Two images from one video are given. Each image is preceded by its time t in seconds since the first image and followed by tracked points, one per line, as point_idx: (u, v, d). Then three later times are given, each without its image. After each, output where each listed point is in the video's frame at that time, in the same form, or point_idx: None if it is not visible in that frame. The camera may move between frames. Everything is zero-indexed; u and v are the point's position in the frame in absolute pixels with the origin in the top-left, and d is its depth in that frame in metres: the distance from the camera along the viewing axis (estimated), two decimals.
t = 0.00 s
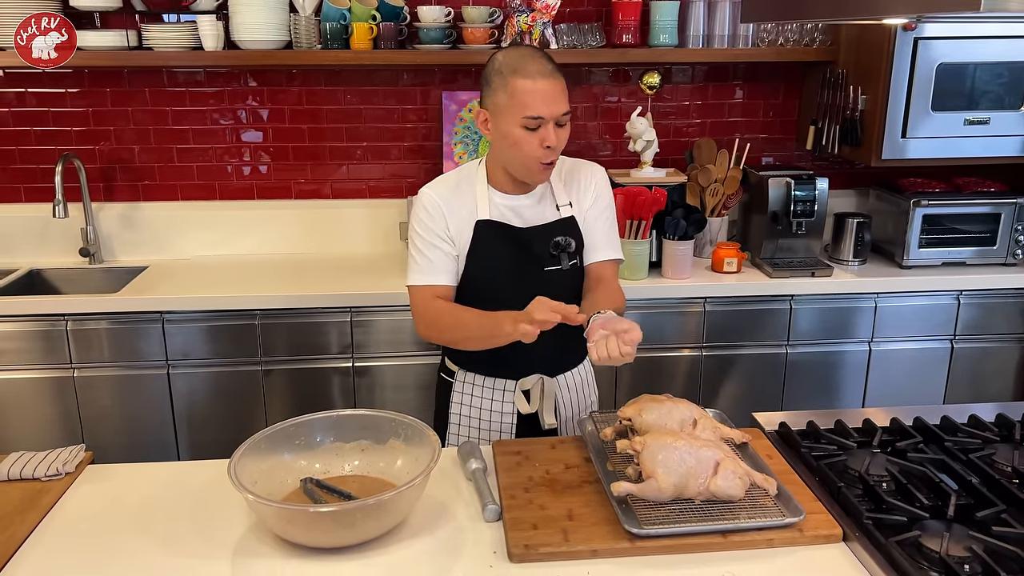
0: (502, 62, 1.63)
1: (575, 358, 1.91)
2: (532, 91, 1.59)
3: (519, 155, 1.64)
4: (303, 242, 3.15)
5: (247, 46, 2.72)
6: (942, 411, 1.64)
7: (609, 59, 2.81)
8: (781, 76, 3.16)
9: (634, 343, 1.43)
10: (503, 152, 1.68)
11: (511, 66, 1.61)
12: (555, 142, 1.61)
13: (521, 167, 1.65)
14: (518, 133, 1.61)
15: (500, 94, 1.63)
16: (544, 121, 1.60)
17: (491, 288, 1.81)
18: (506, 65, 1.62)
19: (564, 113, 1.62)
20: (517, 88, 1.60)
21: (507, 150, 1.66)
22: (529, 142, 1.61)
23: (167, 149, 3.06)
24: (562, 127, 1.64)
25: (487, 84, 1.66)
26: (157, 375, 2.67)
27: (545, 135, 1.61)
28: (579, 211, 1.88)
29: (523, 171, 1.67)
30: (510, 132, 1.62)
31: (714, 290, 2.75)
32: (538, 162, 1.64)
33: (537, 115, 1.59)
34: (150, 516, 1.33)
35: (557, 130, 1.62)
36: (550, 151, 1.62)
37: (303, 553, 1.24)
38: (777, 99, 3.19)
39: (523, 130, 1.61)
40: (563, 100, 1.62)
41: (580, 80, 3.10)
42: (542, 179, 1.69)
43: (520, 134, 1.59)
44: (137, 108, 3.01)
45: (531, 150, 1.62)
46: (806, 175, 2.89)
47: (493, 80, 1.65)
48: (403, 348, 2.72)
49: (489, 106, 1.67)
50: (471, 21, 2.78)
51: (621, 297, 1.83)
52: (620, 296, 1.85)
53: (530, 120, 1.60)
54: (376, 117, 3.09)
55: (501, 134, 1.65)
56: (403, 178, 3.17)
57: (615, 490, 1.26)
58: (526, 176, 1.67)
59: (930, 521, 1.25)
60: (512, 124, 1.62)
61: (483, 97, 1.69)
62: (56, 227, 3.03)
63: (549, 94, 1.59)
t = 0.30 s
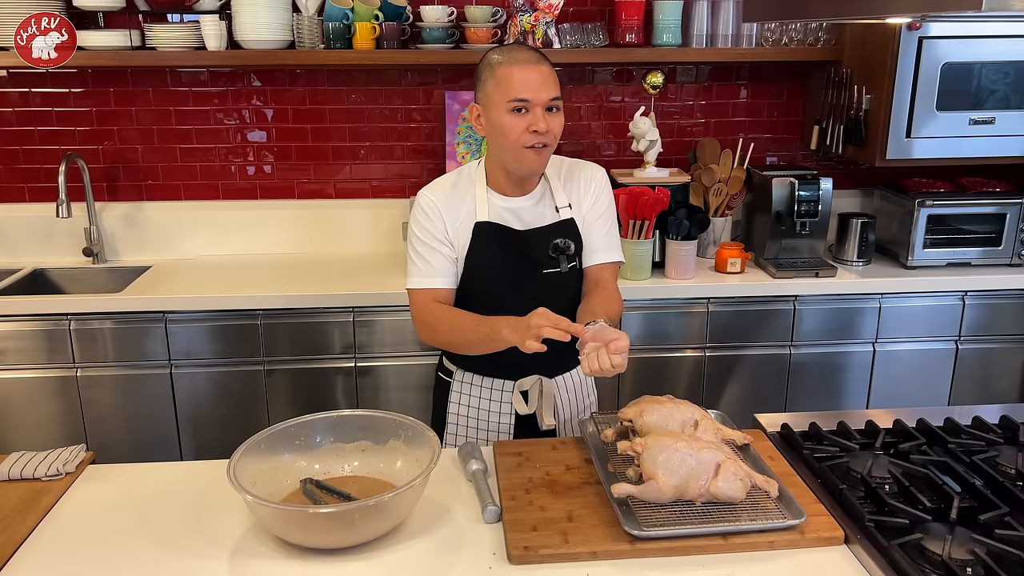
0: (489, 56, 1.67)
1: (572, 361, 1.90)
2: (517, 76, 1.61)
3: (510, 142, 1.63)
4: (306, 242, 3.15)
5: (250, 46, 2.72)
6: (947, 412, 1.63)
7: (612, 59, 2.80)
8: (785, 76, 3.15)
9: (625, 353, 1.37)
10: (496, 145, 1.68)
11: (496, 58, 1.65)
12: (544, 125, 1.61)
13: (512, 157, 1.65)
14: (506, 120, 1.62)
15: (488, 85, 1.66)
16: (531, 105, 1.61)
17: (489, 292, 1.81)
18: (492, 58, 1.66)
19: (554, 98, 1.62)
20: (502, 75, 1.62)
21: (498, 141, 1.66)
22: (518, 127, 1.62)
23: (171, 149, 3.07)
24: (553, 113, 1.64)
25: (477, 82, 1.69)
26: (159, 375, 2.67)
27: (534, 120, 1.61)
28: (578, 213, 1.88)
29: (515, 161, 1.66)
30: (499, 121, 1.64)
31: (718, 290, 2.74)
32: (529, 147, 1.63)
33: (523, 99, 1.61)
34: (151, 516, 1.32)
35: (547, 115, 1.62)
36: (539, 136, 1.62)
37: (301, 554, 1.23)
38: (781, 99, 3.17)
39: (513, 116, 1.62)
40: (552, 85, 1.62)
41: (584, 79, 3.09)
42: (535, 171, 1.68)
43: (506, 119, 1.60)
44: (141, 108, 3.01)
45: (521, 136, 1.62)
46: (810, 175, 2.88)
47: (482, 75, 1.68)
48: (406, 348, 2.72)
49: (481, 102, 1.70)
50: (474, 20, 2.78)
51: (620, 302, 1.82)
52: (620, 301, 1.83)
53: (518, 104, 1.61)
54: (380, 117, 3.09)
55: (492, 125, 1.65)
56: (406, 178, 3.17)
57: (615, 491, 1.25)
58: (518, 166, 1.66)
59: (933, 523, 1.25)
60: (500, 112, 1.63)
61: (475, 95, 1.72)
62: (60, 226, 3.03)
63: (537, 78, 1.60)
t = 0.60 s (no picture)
0: (482, 53, 1.67)
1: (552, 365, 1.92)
2: (507, 73, 1.61)
3: (495, 139, 1.63)
4: (308, 241, 3.15)
5: (251, 46, 2.72)
6: (948, 414, 1.62)
7: (615, 58, 2.80)
8: (789, 76, 3.14)
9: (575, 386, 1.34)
10: (483, 142, 1.68)
11: (489, 55, 1.65)
12: (530, 123, 1.60)
13: (497, 154, 1.65)
14: (493, 116, 1.62)
15: (478, 81, 1.66)
16: (519, 103, 1.61)
17: (473, 292, 1.82)
18: (485, 55, 1.66)
19: (543, 98, 1.62)
20: (492, 72, 1.62)
21: (485, 137, 1.66)
22: (504, 123, 1.61)
23: (175, 148, 3.07)
24: (542, 113, 1.63)
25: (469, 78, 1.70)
26: (162, 374, 2.67)
27: (521, 118, 1.61)
28: (566, 218, 1.87)
29: (499, 158, 1.66)
30: (486, 117, 1.63)
31: (721, 290, 2.73)
32: (514, 145, 1.63)
33: (511, 96, 1.60)
34: (149, 516, 1.32)
35: (534, 114, 1.62)
36: (525, 134, 1.61)
37: (299, 555, 1.23)
38: (785, 98, 3.16)
39: (500, 112, 1.62)
40: (542, 84, 1.62)
41: (587, 78, 3.08)
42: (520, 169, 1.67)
43: (493, 114, 1.60)
44: (145, 107, 3.02)
45: (507, 133, 1.62)
46: (814, 173, 2.85)
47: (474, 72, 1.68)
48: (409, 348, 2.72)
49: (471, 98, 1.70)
50: (476, 19, 2.77)
51: (593, 314, 1.81)
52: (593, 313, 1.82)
53: (506, 101, 1.61)
54: (383, 117, 3.09)
55: (480, 120, 1.65)
56: (409, 177, 3.16)
57: (614, 492, 1.25)
58: (503, 164, 1.66)
59: (934, 525, 1.24)
60: (488, 107, 1.63)
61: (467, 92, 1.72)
62: (63, 226, 3.04)
63: (527, 76, 1.60)
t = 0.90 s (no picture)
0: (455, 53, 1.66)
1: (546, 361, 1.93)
2: (479, 75, 1.60)
3: (471, 141, 1.63)
4: (310, 240, 3.15)
5: (253, 45, 2.72)
6: (949, 414, 1.61)
7: (617, 57, 2.79)
8: (791, 74, 3.13)
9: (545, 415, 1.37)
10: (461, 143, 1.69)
11: (461, 55, 1.64)
12: (504, 125, 1.60)
13: (475, 155, 1.65)
14: (468, 119, 1.62)
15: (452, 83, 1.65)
16: (492, 104, 1.60)
17: (465, 296, 1.82)
18: (458, 55, 1.65)
19: (517, 98, 1.61)
20: (464, 74, 1.61)
21: (462, 139, 1.66)
22: (479, 126, 1.61)
23: (177, 147, 3.07)
24: (517, 112, 1.62)
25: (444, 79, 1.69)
26: (163, 373, 2.67)
27: (495, 119, 1.60)
28: (551, 211, 1.87)
29: (477, 160, 1.66)
30: (461, 120, 1.63)
31: (723, 289, 2.72)
32: (491, 147, 1.63)
33: (484, 98, 1.60)
34: (146, 516, 1.32)
35: (509, 114, 1.61)
36: (500, 135, 1.61)
37: (294, 555, 1.23)
38: (788, 96, 3.15)
39: (474, 115, 1.61)
40: (515, 83, 1.61)
41: (589, 77, 3.08)
42: (498, 169, 1.67)
43: (467, 118, 1.60)
44: (148, 106, 3.02)
45: (482, 135, 1.62)
46: (816, 172, 2.84)
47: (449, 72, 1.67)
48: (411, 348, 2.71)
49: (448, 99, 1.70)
50: (477, 18, 2.76)
51: (582, 310, 1.79)
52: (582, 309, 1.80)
53: (479, 103, 1.61)
54: (385, 116, 3.09)
55: (456, 122, 1.66)
56: (411, 177, 3.16)
57: (612, 493, 1.25)
58: (481, 165, 1.66)
59: (934, 527, 1.23)
60: (463, 110, 1.62)
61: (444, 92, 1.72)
62: (65, 225, 3.05)
63: (499, 77, 1.59)
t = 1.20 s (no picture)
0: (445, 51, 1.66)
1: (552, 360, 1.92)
2: (468, 69, 1.59)
3: (462, 136, 1.63)
4: (311, 239, 3.14)
5: (253, 44, 2.72)
6: (951, 415, 1.60)
7: (618, 56, 2.78)
8: (793, 74, 3.11)
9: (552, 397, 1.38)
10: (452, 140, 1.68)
11: (450, 52, 1.64)
12: (495, 117, 1.59)
13: (466, 151, 1.64)
14: (459, 113, 1.61)
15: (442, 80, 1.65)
16: (482, 98, 1.60)
17: (469, 296, 1.81)
18: (447, 53, 1.65)
19: (506, 91, 1.61)
20: (453, 69, 1.61)
21: (453, 135, 1.65)
22: (469, 120, 1.61)
23: (179, 147, 3.07)
24: (507, 105, 1.62)
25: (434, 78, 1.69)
26: (164, 373, 2.67)
27: (486, 112, 1.60)
28: (550, 208, 1.87)
29: (469, 155, 1.65)
30: (452, 115, 1.63)
31: (725, 289, 2.71)
32: (482, 140, 1.62)
33: (474, 92, 1.59)
34: (142, 517, 1.32)
35: (499, 107, 1.61)
36: (491, 128, 1.60)
37: (290, 556, 1.22)
38: (790, 95, 3.14)
39: (464, 110, 1.61)
40: (505, 76, 1.61)
41: (591, 77, 3.07)
42: (492, 164, 1.66)
43: (457, 112, 1.59)
44: (149, 106, 3.02)
45: (473, 129, 1.61)
46: (817, 171, 2.83)
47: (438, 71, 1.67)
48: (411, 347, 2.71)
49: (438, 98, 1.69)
50: (478, 17, 2.75)
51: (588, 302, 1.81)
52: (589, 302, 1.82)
53: (469, 97, 1.60)
54: (385, 115, 3.08)
55: (447, 119, 1.65)
56: (412, 176, 3.16)
57: (609, 494, 1.24)
58: (473, 160, 1.65)
59: (933, 529, 1.22)
60: (453, 105, 1.62)
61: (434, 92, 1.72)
62: (67, 225, 3.05)
63: (487, 71, 1.59)
